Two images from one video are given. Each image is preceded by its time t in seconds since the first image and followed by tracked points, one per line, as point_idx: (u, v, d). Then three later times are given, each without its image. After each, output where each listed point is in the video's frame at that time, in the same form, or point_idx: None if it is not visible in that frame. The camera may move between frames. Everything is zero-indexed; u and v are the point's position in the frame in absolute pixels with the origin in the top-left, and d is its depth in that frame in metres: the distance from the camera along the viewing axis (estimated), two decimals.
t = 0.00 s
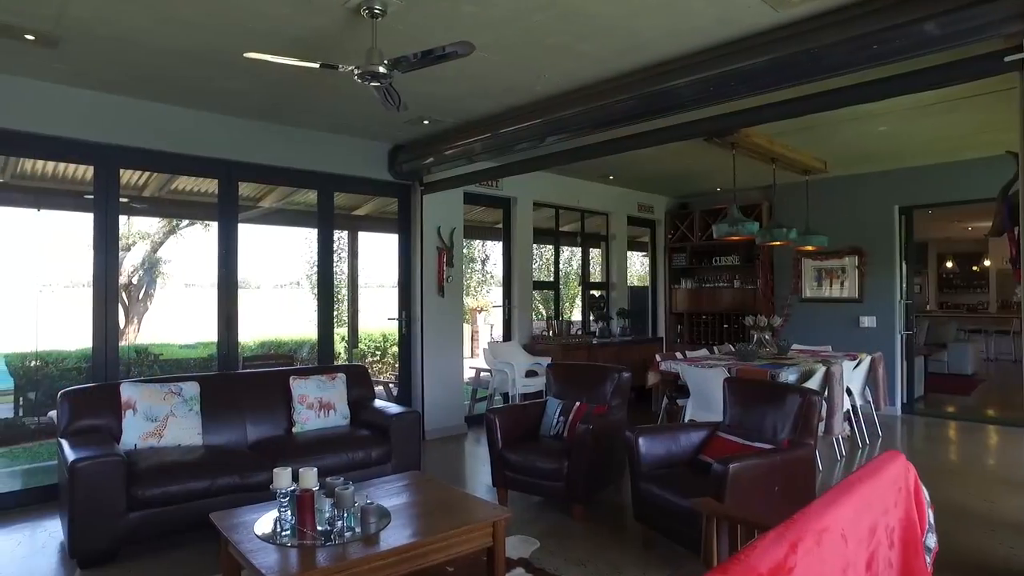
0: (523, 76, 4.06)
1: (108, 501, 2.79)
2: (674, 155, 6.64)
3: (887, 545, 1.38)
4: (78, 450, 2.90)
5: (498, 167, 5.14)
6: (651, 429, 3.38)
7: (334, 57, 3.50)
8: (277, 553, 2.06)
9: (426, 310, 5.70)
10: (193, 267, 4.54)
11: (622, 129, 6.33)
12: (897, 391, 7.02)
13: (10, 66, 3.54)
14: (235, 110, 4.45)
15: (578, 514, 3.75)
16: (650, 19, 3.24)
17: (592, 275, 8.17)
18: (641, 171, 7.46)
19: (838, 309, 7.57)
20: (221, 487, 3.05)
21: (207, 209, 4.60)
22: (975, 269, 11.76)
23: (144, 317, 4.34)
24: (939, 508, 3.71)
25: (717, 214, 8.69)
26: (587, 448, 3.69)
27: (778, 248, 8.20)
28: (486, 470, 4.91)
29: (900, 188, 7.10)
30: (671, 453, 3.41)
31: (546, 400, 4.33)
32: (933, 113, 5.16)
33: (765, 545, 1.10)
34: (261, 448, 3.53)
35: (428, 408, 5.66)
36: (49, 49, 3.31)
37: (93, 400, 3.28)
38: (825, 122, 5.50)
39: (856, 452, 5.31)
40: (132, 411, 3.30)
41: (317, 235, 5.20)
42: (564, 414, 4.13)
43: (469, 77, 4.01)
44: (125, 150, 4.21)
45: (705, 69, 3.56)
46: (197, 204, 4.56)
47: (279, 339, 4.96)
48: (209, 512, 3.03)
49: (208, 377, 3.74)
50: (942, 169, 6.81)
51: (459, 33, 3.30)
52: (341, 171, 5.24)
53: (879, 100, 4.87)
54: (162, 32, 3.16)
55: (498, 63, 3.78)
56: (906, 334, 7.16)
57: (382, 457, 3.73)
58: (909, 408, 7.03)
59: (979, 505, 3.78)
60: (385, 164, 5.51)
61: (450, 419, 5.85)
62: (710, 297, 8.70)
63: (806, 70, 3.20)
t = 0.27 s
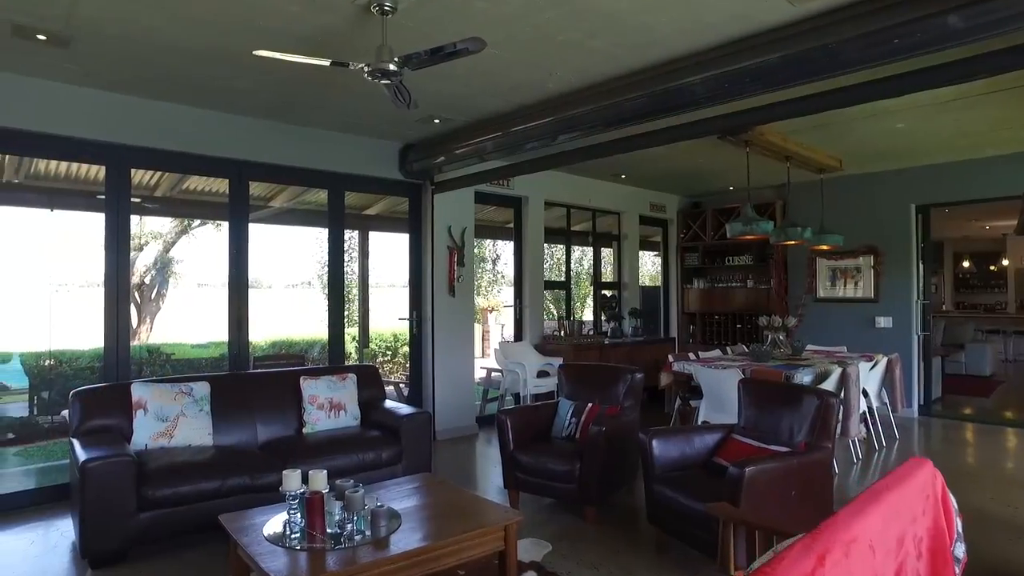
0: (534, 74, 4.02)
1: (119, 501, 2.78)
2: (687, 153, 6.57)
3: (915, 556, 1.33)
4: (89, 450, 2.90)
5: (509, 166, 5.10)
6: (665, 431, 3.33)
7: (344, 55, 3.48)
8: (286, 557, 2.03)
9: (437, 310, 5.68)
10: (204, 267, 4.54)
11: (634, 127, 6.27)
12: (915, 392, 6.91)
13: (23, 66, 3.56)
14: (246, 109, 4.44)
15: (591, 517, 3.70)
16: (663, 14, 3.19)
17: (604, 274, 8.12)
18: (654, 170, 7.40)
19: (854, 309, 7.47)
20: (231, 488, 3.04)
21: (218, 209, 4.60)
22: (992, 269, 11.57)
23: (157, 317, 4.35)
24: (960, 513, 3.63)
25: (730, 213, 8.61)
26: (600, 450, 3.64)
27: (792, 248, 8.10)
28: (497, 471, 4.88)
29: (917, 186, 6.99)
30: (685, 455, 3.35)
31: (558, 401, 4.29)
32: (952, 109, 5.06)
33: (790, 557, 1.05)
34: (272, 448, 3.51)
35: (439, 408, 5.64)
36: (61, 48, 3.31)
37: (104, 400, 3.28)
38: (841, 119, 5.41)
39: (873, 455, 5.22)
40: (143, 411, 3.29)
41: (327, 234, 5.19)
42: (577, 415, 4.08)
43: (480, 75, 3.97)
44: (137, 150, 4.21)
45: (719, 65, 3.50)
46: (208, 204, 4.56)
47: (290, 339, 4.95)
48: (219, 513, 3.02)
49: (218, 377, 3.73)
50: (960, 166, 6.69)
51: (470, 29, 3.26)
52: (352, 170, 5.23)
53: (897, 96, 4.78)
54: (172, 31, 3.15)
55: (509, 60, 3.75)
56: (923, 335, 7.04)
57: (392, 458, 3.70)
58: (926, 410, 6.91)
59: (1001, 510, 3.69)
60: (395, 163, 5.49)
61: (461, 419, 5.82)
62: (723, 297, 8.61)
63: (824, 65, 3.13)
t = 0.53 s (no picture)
0: (547, 70, 3.97)
1: (131, 501, 2.77)
2: (701, 152, 6.49)
3: (949, 568, 1.27)
4: (102, 450, 2.89)
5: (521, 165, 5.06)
6: (680, 433, 3.27)
7: (355, 52, 3.46)
8: (296, 560, 2.00)
9: (449, 310, 5.65)
10: (217, 266, 4.54)
11: (648, 125, 6.20)
12: (934, 394, 6.78)
13: (37, 66, 3.57)
14: (258, 108, 4.44)
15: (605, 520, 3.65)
16: (679, 8, 3.13)
17: (617, 274, 8.05)
18: (668, 168, 7.32)
19: (872, 310, 7.34)
20: (242, 489, 3.02)
21: (230, 208, 4.59)
22: (1013, 269, 11.34)
23: (170, 316, 4.35)
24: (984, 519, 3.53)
25: (746, 211, 8.50)
26: (614, 452, 3.59)
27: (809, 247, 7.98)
28: (510, 472, 4.84)
29: (937, 184, 6.85)
30: (701, 458, 3.29)
31: (572, 402, 4.24)
32: (975, 104, 4.95)
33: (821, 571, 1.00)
34: (283, 448, 3.49)
35: (450, 409, 5.61)
36: (74, 48, 3.32)
37: (116, 399, 3.28)
38: (860, 116, 5.31)
39: (893, 458, 5.11)
40: (154, 411, 3.29)
41: (340, 234, 5.17)
42: (590, 416, 4.03)
43: (492, 72, 3.93)
44: (150, 150, 4.22)
45: (736, 61, 3.43)
46: (221, 203, 4.56)
47: (302, 339, 4.94)
48: (230, 514, 3.00)
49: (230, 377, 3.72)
50: (982, 163, 6.55)
51: (482, 25, 3.22)
52: (364, 170, 5.21)
53: (918, 92, 4.68)
54: (183, 29, 3.13)
55: (522, 57, 3.70)
56: (943, 336, 6.91)
57: (404, 459, 3.67)
58: (947, 412, 6.78)
59: None
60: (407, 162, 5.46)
61: (473, 420, 5.79)
62: (737, 297, 8.50)
63: (844, 59, 3.05)
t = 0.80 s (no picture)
0: (562, 67, 3.91)
1: (143, 503, 2.76)
2: (719, 149, 6.39)
3: None
4: (115, 450, 2.88)
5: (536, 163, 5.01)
6: (698, 436, 3.20)
7: (367, 50, 3.42)
8: (307, 565, 1.97)
9: (463, 310, 5.61)
10: (232, 266, 4.53)
11: (664, 123, 6.12)
12: (959, 397, 6.62)
13: (52, 66, 3.58)
14: (271, 107, 4.43)
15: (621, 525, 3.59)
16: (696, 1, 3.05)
17: (633, 274, 7.96)
18: (684, 166, 7.22)
19: (894, 310, 7.19)
20: (255, 490, 3.00)
21: (244, 208, 4.58)
22: None
23: (186, 316, 4.35)
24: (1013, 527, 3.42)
25: (763, 210, 8.38)
26: (630, 455, 3.52)
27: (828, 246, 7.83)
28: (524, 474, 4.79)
29: (961, 181, 6.69)
30: (719, 462, 3.21)
31: (587, 403, 4.18)
32: (1002, 99, 4.81)
33: None
34: (296, 450, 3.47)
35: (464, 410, 5.57)
36: (88, 48, 3.32)
37: (129, 399, 3.27)
38: (882, 112, 5.18)
39: (916, 462, 4.99)
40: (167, 411, 3.28)
41: (354, 233, 5.15)
42: (606, 419, 3.97)
43: (506, 69, 3.88)
44: (165, 150, 4.22)
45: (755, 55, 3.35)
46: (236, 203, 4.55)
47: (316, 339, 4.92)
48: (242, 515, 2.98)
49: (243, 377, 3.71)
50: (1008, 160, 6.39)
51: (495, 21, 3.17)
52: (377, 169, 5.19)
53: (943, 86, 4.56)
54: (195, 27, 3.12)
55: (536, 53, 3.65)
56: (968, 337, 6.75)
57: (417, 461, 3.63)
58: (971, 415, 6.62)
59: None
60: (421, 161, 5.43)
61: (487, 421, 5.74)
62: (754, 296, 8.37)
63: (868, 52, 2.96)
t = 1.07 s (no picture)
0: (579, 64, 3.84)
1: (157, 505, 2.75)
2: (739, 147, 6.28)
3: None
4: (130, 451, 2.87)
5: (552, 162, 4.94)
6: (719, 441, 3.11)
7: (382, 47, 3.38)
8: (319, 572, 1.93)
9: (479, 310, 5.56)
10: (249, 266, 4.53)
11: (683, 121, 6.02)
12: (987, 401, 6.45)
13: (70, 67, 3.59)
14: (287, 107, 4.41)
15: (640, 531, 3.51)
16: None
17: (651, 274, 7.86)
18: (703, 165, 7.11)
19: (919, 312, 7.02)
20: (269, 493, 2.98)
21: (260, 208, 4.57)
22: None
23: (204, 316, 4.35)
24: None
25: (784, 209, 8.23)
26: (649, 460, 3.45)
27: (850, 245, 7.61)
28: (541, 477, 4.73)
29: (990, 179, 6.51)
30: (741, 468, 3.12)
31: (605, 406, 4.11)
32: None
33: None
34: (311, 452, 3.45)
35: (480, 411, 5.52)
36: (104, 48, 3.32)
37: (145, 400, 3.27)
38: (909, 107, 5.04)
39: (944, 467, 4.84)
40: (181, 412, 3.27)
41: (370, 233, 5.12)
42: (624, 422, 3.90)
43: (522, 66, 3.82)
44: (181, 150, 4.22)
45: (778, 50, 3.26)
46: (252, 203, 4.54)
47: (332, 339, 4.90)
48: (256, 518, 2.96)
49: (258, 378, 3.70)
50: None
51: (511, 17, 3.11)
52: (393, 168, 5.16)
53: (973, 81, 4.41)
54: (210, 26, 3.10)
55: (553, 49, 3.58)
56: (997, 339, 6.56)
57: (432, 464, 3.59)
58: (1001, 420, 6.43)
59: None
60: (436, 161, 5.39)
61: (503, 422, 5.69)
62: (774, 296, 8.16)
63: (897, 44, 2.86)
